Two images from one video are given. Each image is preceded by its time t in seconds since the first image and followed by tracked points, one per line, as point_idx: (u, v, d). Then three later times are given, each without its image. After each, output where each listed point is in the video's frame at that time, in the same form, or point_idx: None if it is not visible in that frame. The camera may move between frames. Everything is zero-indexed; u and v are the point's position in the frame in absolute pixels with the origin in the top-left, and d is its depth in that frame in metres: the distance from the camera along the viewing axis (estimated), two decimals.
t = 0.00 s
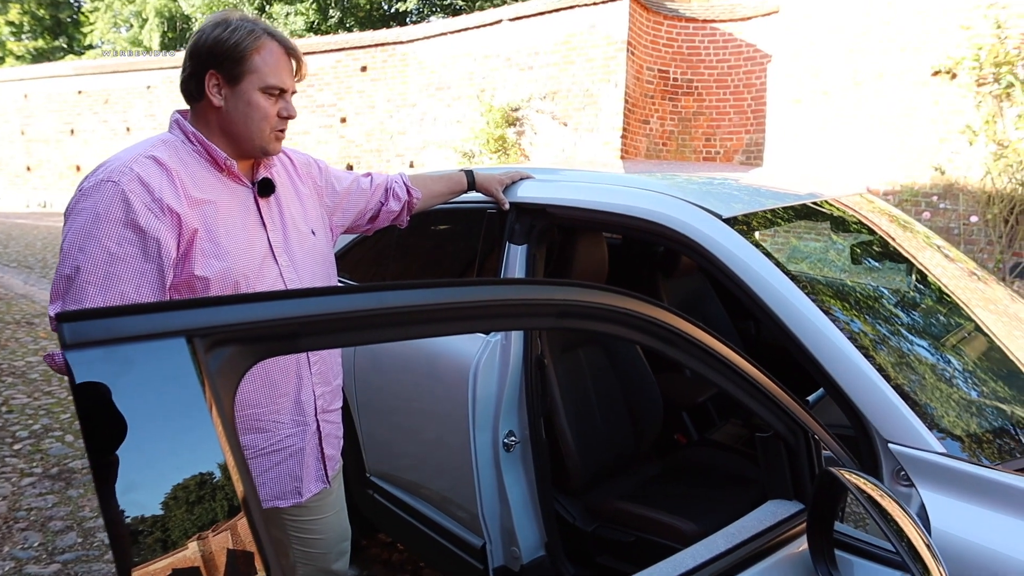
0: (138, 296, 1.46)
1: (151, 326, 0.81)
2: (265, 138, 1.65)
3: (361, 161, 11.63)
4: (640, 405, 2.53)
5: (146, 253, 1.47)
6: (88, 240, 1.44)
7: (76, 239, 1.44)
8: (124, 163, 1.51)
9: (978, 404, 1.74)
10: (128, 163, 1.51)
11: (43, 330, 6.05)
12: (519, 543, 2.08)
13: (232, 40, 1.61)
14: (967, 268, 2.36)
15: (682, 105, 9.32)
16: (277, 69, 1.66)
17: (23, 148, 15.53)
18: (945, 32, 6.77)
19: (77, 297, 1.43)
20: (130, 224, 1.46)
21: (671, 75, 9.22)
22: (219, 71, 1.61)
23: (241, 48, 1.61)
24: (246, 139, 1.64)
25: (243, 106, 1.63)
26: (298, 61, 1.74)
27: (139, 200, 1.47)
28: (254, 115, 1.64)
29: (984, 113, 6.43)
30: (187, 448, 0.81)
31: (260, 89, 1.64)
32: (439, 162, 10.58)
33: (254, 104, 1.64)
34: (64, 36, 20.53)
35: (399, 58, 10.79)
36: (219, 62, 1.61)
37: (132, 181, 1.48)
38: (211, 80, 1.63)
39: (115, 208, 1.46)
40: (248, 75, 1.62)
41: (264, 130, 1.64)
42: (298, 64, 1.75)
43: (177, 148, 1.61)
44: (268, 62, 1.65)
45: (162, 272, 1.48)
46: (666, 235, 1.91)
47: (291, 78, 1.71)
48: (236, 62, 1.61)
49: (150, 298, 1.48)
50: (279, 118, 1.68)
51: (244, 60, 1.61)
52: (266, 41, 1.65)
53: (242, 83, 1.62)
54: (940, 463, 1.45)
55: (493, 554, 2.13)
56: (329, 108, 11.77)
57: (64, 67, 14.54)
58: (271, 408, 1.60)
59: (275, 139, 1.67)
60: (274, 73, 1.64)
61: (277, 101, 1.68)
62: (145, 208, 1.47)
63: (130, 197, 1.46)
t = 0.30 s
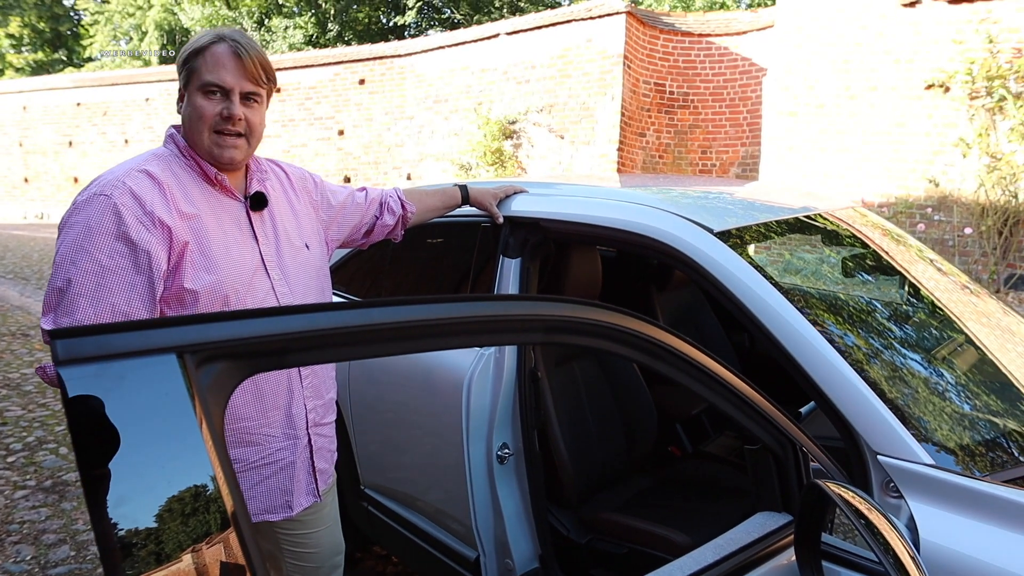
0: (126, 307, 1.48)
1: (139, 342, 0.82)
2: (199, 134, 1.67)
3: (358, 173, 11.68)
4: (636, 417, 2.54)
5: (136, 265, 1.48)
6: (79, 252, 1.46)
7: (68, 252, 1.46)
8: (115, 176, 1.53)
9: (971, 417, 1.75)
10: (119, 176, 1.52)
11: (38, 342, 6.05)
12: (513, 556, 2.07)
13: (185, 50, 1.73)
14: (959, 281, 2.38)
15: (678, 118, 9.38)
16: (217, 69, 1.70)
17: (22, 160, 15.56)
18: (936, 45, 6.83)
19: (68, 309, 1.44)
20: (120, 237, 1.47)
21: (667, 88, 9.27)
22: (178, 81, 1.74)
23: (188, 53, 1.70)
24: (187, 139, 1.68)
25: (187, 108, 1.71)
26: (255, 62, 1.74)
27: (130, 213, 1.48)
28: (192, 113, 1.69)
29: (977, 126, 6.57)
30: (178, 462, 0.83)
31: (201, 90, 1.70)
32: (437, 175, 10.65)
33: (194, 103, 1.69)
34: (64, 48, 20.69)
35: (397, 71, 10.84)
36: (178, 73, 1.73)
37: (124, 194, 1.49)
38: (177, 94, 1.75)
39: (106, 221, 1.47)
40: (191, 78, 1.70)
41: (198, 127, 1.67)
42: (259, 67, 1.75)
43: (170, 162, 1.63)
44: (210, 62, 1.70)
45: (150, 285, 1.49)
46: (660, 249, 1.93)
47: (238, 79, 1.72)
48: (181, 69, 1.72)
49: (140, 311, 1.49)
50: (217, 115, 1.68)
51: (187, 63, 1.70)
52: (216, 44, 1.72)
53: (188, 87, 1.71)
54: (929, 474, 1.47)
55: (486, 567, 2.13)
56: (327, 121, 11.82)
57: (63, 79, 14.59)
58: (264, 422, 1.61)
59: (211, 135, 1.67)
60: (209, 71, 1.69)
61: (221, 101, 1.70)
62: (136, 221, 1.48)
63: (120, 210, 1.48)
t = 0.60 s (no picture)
0: (130, 307, 1.49)
1: (159, 340, 0.84)
2: (199, 132, 1.67)
3: (362, 171, 11.70)
4: (639, 415, 2.55)
5: (142, 264, 1.49)
6: (85, 251, 1.47)
7: (74, 251, 1.48)
8: (121, 176, 1.54)
9: (975, 416, 1.76)
10: (125, 177, 1.54)
11: (44, 338, 6.08)
12: (518, 552, 2.10)
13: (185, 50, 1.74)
14: (963, 280, 2.39)
15: (682, 116, 9.38)
16: (214, 66, 1.70)
17: (27, 157, 15.62)
18: (940, 44, 6.82)
19: (75, 307, 1.46)
20: (125, 237, 1.48)
21: (671, 87, 9.30)
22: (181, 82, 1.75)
23: (187, 54, 1.71)
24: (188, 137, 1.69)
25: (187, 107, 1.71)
26: (251, 58, 1.73)
27: (136, 213, 1.49)
28: (192, 112, 1.69)
29: (982, 125, 6.57)
30: (189, 458, 0.83)
31: (200, 88, 1.70)
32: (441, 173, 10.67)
33: (192, 101, 1.70)
34: (68, 46, 20.76)
35: (401, 69, 10.85)
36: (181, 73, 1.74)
37: (129, 194, 1.51)
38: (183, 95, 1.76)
39: (112, 221, 1.48)
40: (191, 77, 1.71)
41: (195, 124, 1.68)
42: (256, 63, 1.74)
43: (176, 161, 1.65)
44: (207, 60, 1.70)
45: (154, 284, 1.50)
46: (665, 248, 1.94)
47: (236, 74, 1.71)
48: (183, 70, 1.72)
49: (146, 311, 1.50)
50: (215, 113, 1.68)
51: (185, 63, 1.71)
52: (212, 43, 1.71)
53: (188, 86, 1.72)
54: (931, 472, 1.48)
55: (491, 563, 2.16)
56: (331, 118, 11.84)
57: (67, 77, 14.62)
58: (270, 420, 1.63)
59: (212, 132, 1.67)
60: (206, 68, 1.69)
61: (221, 99, 1.70)
62: (142, 221, 1.50)
63: (124, 210, 1.49)
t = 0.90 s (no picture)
0: (142, 312, 1.50)
1: (181, 344, 0.85)
2: (211, 138, 1.68)
3: (368, 174, 11.73)
4: (646, 417, 2.56)
5: (153, 270, 1.50)
6: (97, 257, 1.48)
7: (85, 257, 1.49)
8: (132, 182, 1.55)
9: (982, 419, 1.76)
10: (136, 183, 1.55)
11: (53, 341, 6.11)
12: (526, 554, 2.10)
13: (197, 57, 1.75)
14: (970, 283, 2.39)
15: (687, 118, 9.40)
16: (226, 73, 1.71)
17: (36, 160, 15.72)
18: (947, 45, 6.82)
19: (87, 312, 1.47)
20: (137, 242, 1.49)
21: (677, 88, 9.31)
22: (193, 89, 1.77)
23: (198, 63, 1.73)
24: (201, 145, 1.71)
25: (201, 114, 1.73)
26: (262, 64, 1.74)
27: (147, 219, 1.50)
28: (204, 118, 1.71)
29: (988, 126, 6.55)
30: (203, 459, 0.84)
31: (212, 94, 1.71)
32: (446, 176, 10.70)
33: (206, 110, 1.71)
34: (76, 51, 20.90)
35: (407, 72, 10.88)
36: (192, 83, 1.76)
37: (141, 200, 1.52)
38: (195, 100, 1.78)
39: (124, 227, 1.49)
40: (202, 84, 1.72)
41: (207, 132, 1.69)
42: (266, 69, 1.76)
43: (187, 167, 1.66)
44: (220, 69, 1.72)
45: (166, 290, 1.52)
46: (672, 251, 1.95)
47: (247, 81, 1.73)
48: (194, 76, 1.74)
49: (157, 315, 1.51)
50: (227, 120, 1.70)
51: (199, 73, 1.73)
52: (225, 52, 1.73)
53: (200, 94, 1.73)
54: (938, 475, 1.48)
55: (499, 565, 2.16)
56: (337, 121, 11.89)
57: (75, 80, 14.71)
58: (279, 423, 1.65)
59: (224, 137, 1.68)
60: (218, 75, 1.70)
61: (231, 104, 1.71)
62: (153, 226, 1.51)
63: (136, 216, 1.50)
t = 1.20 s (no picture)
0: (141, 308, 1.50)
1: (184, 336, 0.85)
2: (228, 140, 1.68)
3: (363, 170, 11.72)
4: (641, 412, 2.57)
5: (151, 265, 1.50)
6: (94, 252, 1.47)
7: (83, 253, 1.47)
8: (129, 178, 1.54)
9: (975, 413, 1.78)
10: (133, 179, 1.54)
11: (47, 337, 6.10)
12: (522, 547, 2.11)
13: (202, 50, 1.70)
14: (963, 278, 2.41)
15: (682, 114, 9.41)
16: (241, 73, 1.69)
17: (28, 156, 15.65)
18: (942, 41, 6.83)
19: (85, 308, 1.46)
20: (136, 238, 1.49)
21: (672, 84, 9.31)
22: (195, 82, 1.71)
23: (205, 56, 1.68)
24: (212, 144, 1.70)
25: (210, 110, 1.70)
26: (276, 65, 1.75)
27: (145, 214, 1.50)
28: (215, 116, 1.69)
29: (982, 122, 6.55)
30: (200, 452, 0.82)
31: (226, 94, 1.69)
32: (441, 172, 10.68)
33: (217, 108, 1.69)
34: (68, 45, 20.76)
35: (402, 67, 10.85)
36: (193, 74, 1.71)
37: (138, 195, 1.51)
38: (194, 92, 1.74)
39: (121, 222, 1.48)
40: (214, 81, 1.69)
41: (220, 131, 1.68)
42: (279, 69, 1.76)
43: (184, 162, 1.66)
44: (232, 67, 1.69)
45: (165, 286, 1.52)
46: (667, 246, 1.95)
47: (262, 82, 1.72)
48: (202, 69, 1.69)
49: (155, 310, 1.51)
50: (244, 121, 1.70)
51: (208, 67, 1.68)
52: (236, 48, 1.70)
53: (210, 90, 1.70)
54: (931, 467, 1.50)
55: (495, 558, 2.17)
56: (331, 117, 11.86)
57: (68, 76, 14.63)
58: (277, 417, 1.65)
59: (239, 141, 1.69)
60: (235, 75, 1.68)
61: (246, 104, 1.71)
62: (150, 222, 1.50)
63: (135, 212, 1.49)
